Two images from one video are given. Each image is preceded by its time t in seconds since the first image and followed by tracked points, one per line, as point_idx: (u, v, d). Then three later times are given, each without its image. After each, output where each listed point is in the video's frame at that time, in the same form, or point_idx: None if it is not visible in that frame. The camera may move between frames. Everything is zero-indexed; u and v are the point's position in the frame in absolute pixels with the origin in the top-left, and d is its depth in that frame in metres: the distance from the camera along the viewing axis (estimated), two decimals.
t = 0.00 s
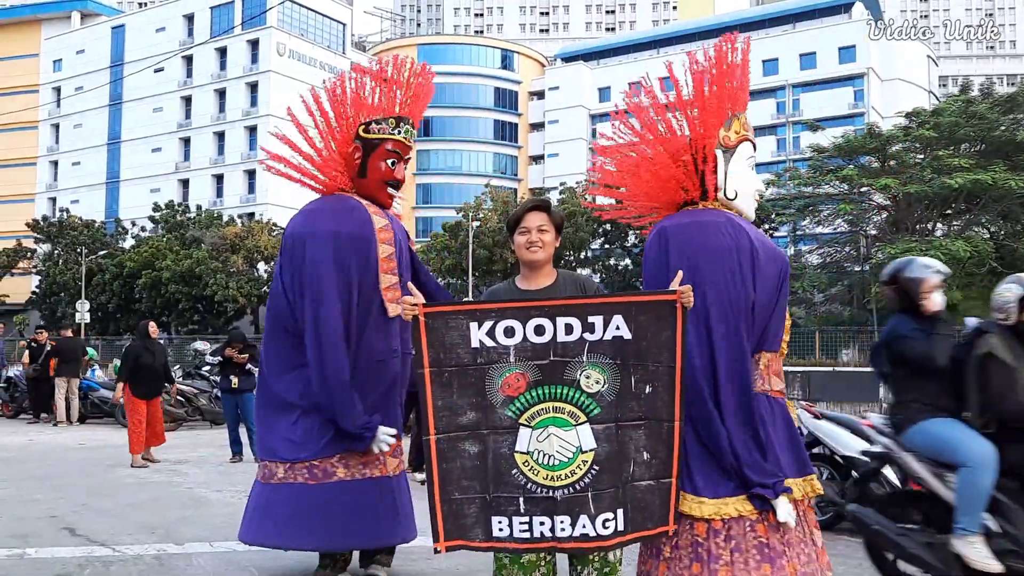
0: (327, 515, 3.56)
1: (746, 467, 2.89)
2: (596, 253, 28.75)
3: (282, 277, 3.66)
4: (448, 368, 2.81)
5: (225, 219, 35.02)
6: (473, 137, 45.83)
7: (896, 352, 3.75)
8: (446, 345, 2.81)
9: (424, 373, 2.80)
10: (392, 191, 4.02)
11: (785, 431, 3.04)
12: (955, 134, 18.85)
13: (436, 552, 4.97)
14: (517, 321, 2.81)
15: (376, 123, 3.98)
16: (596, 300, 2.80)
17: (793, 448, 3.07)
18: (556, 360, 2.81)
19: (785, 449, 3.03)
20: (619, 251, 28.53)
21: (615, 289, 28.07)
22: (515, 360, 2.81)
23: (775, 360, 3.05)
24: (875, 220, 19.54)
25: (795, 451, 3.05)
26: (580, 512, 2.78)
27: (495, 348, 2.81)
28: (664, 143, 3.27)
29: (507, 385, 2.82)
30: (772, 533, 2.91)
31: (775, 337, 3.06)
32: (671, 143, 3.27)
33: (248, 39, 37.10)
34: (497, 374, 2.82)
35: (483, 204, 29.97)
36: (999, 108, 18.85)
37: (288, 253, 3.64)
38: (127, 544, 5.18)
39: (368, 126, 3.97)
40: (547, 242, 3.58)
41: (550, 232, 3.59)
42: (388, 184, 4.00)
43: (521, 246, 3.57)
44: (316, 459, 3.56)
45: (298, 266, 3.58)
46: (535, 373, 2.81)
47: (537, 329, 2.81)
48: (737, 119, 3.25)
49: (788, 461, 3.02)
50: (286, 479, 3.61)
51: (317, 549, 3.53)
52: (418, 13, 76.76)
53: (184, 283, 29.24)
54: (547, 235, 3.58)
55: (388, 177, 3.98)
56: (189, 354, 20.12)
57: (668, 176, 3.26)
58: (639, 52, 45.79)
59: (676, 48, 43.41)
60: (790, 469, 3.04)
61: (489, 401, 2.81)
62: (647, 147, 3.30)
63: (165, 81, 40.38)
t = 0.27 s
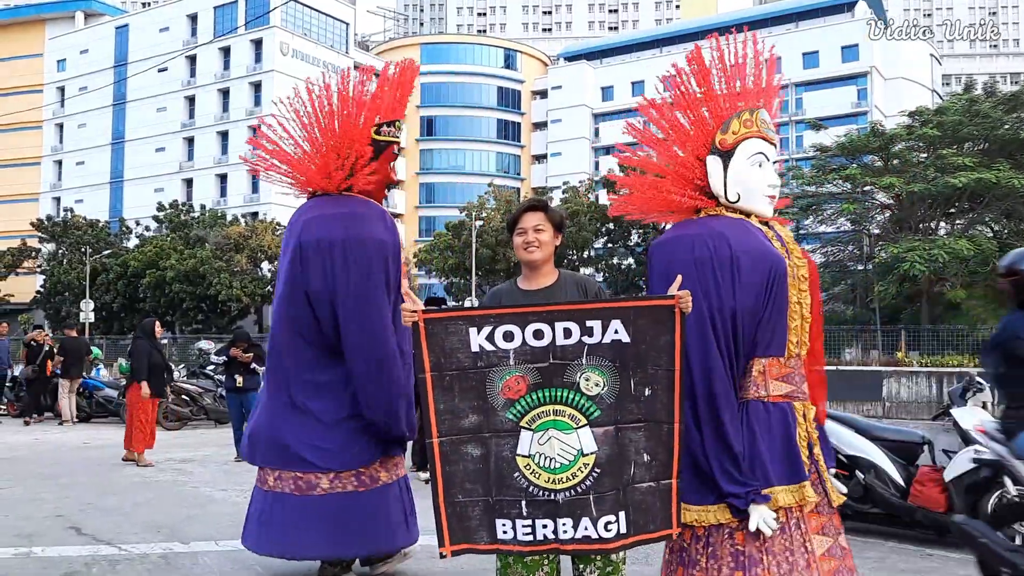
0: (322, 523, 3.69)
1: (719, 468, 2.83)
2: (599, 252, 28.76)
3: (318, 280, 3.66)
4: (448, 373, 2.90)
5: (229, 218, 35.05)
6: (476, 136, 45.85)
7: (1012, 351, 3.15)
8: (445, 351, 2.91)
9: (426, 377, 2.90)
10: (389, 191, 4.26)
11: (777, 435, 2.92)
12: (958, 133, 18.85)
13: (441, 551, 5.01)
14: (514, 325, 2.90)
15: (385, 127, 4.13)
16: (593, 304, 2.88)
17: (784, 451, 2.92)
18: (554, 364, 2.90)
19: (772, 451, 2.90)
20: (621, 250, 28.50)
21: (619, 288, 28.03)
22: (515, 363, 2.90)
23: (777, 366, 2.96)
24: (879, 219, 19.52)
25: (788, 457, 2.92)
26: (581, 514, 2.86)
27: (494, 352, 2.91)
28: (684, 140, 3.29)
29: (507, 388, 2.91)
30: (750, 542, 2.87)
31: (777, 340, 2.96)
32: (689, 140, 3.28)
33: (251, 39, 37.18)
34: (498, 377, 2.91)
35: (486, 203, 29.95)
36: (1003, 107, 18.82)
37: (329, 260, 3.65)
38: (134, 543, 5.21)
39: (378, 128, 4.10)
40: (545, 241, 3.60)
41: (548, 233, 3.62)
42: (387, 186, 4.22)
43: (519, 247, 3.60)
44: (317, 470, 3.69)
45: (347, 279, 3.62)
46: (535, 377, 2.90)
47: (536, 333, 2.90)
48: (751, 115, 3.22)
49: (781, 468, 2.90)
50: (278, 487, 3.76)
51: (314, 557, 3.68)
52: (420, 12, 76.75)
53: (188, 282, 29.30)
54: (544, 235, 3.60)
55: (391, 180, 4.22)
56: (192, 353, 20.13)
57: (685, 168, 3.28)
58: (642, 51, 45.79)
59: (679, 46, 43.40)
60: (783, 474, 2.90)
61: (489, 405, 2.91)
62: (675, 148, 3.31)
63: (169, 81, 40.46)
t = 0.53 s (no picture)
0: (363, 531, 3.82)
1: (718, 477, 2.81)
2: (602, 251, 28.76)
3: (358, 280, 3.79)
4: (445, 372, 3.04)
5: (232, 218, 35.06)
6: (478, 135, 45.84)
7: None
8: (441, 349, 3.05)
9: (423, 375, 3.05)
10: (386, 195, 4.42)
11: (782, 441, 2.82)
12: (962, 131, 18.83)
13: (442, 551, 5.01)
14: (507, 323, 3.01)
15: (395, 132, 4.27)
16: (586, 301, 2.97)
17: (785, 460, 2.81)
18: (549, 364, 2.98)
19: (774, 458, 2.81)
20: (624, 249, 28.45)
21: (621, 287, 27.97)
22: (510, 362, 3.00)
23: (787, 372, 2.89)
24: (882, 218, 19.51)
25: (792, 464, 2.81)
26: (578, 513, 2.94)
27: (490, 351, 3.02)
28: (699, 142, 3.29)
29: (504, 388, 3.01)
30: (753, 547, 2.81)
31: (779, 343, 2.90)
32: (706, 141, 3.28)
33: (254, 38, 37.12)
34: (494, 376, 3.01)
35: (489, 203, 29.92)
36: (1006, 105, 18.76)
37: (370, 260, 3.81)
38: (137, 542, 5.22)
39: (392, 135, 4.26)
40: (543, 242, 3.62)
41: (545, 232, 3.63)
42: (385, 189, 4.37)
43: (516, 247, 3.62)
44: (356, 478, 3.81)
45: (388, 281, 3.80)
46: (531, 376, 2.99)
47: (532, 331, 2.99)
48: (759, 113, 3.14)
49: (785, 474, 2.80)
50: (315, 498, 3.81)
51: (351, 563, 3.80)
52: (422, 11, 76.71)
53: (191, 281, 29.33)
54: (542, 234, 3.61)
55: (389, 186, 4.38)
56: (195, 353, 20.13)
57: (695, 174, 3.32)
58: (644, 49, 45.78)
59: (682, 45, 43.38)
60: (779, 483, 2.78)
61: (487, 404, 3.01)
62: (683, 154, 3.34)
63: (172, 81, 40.53)
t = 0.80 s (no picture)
0: (395, 523, 3.94)
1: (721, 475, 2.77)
2: (604, 250, 28.74)
3: (386, 282, 3.93)
4: (443, 369, 3.17)
5: (234, 217, 35.04)
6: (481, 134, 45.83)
7: None
8: (439, 345, 3.18)
9: (422, 371, 3.17)
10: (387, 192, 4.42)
11: (783, 444, 2.72)
12: (965, 129, 18.78)
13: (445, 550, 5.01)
14: (506, 318, 3.12)
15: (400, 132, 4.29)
16: (585, 297, 3.04)
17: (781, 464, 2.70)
18: (547, 360, 3.06)
19: (774, 459, 2.72)
20: (626, 249, 28.41)
21: (623, 286, 27.91)
22: (508, 359, 3.10)
23: (791, 373, 2.76)
24: (884, 217, 19.47)
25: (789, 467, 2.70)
26: (575, 511, 3.02)
27: (487, 347, 3.13)
28: (718, 146, 3.26)
29: (502, 385, 3.11)
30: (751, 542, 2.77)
31: (783, 344, 2.76)
32: (724, 144, 3.25)
33: (256, 36, 37.06)
34: (492, 373, 3.12)
35: (491, 202, 29.89)
36: (1011, 103, 18.68)
37: (397, 261, 3.95)
38: (139, 541, 5.22)
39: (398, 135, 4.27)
40: (537, 241, 3.63)
41: (541, 232, 3.64)
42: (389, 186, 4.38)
43: (511, 246, 3.63)
44: (384, 475, 3.92)
45: (415, 283, 3.98)
46: (529, 373, 3.08)
47: (529, 327, 3.09)
48: (767, 110, 3.01)
49: (781, 476, 2.70)
50: (345, 494, 3.88)
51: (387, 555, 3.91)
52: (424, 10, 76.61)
53: (193, 281, 29.36)
54: (536, 234, 3.63)
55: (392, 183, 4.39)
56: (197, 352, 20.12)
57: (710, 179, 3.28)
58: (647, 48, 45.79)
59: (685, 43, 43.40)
60: (772, 482, 2.71)
61: (485, 401, 3.12)
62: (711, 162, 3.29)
63: (174, 80, 40.54)
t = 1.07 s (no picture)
0: (390, 525, 3.91)
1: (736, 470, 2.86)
2: (607, 249, 28.72)
3: (375, 277, 3.91)
4: (444, 382, 3.16)
5: (236, 216, 35.02)
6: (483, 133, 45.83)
7: None
8: (439, 359, 3.18)
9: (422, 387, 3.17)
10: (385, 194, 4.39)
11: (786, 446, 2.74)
12: (968, 129, 18.72)
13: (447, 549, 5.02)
14: (501, 332, 3.13)
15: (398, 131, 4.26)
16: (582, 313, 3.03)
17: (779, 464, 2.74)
18: (544, 374, 3.08)
19: (776, 459, 2.76)
20: (628, 248, 28.38)
21: (625, 285, 27.88)
22: (506, 373, 3.11)
23: (796, 376, 2.78)
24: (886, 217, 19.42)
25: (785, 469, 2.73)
26: (574, 526, 3.01)
27: (486, 361, 3.14)
28: (755, 146, 3.22)
29: (500, 399, 3.12)
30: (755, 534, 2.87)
31: (790, 344, 2.78)
32: (760, 143, 3.20)
33: (258, 36, 37.14)
34: (490, 388, 3.13)
35: (492, 201, 29.89)
36: (1013, 102, 18.64)
37: (385, 257, 3.94)
38: (141, 540, 5.23)
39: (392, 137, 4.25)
40: (520, 245, 3.69)
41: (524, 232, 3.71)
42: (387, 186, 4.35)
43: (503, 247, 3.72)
44: (378, 477, 3.88)
45: (404, 277, 3.95)
46: (525, 387, 3.10)
47: (526, 341, 3.10)
48: (788, 111, 3.01)
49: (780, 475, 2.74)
50: (332, 495, 3.87)
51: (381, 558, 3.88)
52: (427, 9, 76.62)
53: (196, 280, 29.41)
54: (520, 237, 3.69)
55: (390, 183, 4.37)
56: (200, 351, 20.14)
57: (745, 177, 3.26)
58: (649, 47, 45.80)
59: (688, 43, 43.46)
60: (772, 479, 2.76)
61: (483, 415, 3.13)
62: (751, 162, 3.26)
63: (176, 79, 40.57)
